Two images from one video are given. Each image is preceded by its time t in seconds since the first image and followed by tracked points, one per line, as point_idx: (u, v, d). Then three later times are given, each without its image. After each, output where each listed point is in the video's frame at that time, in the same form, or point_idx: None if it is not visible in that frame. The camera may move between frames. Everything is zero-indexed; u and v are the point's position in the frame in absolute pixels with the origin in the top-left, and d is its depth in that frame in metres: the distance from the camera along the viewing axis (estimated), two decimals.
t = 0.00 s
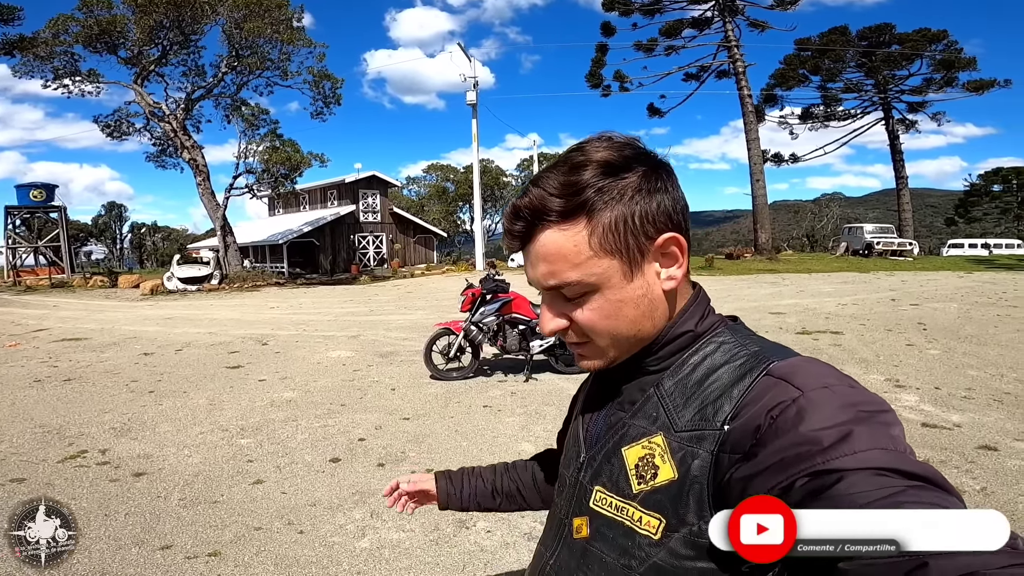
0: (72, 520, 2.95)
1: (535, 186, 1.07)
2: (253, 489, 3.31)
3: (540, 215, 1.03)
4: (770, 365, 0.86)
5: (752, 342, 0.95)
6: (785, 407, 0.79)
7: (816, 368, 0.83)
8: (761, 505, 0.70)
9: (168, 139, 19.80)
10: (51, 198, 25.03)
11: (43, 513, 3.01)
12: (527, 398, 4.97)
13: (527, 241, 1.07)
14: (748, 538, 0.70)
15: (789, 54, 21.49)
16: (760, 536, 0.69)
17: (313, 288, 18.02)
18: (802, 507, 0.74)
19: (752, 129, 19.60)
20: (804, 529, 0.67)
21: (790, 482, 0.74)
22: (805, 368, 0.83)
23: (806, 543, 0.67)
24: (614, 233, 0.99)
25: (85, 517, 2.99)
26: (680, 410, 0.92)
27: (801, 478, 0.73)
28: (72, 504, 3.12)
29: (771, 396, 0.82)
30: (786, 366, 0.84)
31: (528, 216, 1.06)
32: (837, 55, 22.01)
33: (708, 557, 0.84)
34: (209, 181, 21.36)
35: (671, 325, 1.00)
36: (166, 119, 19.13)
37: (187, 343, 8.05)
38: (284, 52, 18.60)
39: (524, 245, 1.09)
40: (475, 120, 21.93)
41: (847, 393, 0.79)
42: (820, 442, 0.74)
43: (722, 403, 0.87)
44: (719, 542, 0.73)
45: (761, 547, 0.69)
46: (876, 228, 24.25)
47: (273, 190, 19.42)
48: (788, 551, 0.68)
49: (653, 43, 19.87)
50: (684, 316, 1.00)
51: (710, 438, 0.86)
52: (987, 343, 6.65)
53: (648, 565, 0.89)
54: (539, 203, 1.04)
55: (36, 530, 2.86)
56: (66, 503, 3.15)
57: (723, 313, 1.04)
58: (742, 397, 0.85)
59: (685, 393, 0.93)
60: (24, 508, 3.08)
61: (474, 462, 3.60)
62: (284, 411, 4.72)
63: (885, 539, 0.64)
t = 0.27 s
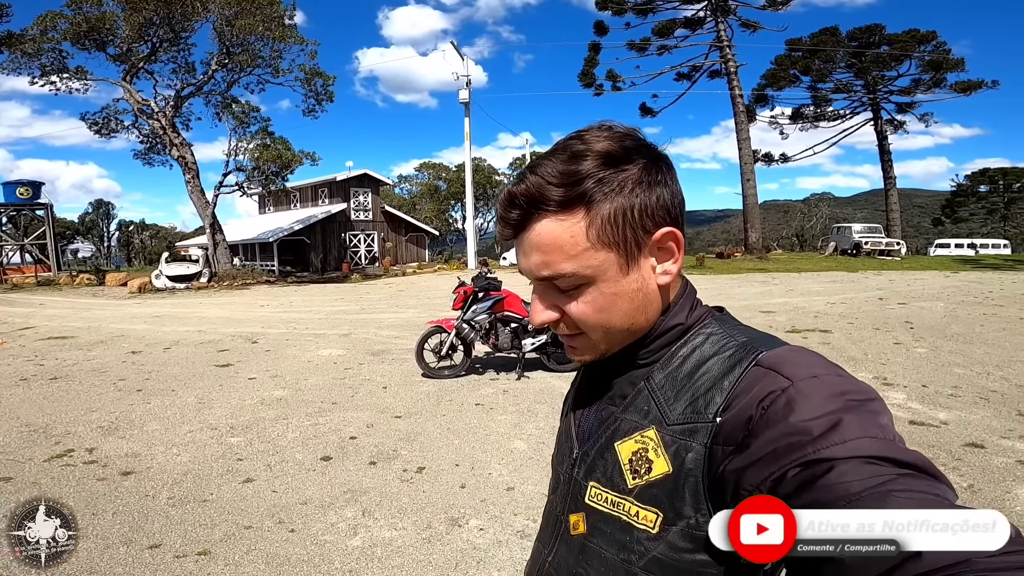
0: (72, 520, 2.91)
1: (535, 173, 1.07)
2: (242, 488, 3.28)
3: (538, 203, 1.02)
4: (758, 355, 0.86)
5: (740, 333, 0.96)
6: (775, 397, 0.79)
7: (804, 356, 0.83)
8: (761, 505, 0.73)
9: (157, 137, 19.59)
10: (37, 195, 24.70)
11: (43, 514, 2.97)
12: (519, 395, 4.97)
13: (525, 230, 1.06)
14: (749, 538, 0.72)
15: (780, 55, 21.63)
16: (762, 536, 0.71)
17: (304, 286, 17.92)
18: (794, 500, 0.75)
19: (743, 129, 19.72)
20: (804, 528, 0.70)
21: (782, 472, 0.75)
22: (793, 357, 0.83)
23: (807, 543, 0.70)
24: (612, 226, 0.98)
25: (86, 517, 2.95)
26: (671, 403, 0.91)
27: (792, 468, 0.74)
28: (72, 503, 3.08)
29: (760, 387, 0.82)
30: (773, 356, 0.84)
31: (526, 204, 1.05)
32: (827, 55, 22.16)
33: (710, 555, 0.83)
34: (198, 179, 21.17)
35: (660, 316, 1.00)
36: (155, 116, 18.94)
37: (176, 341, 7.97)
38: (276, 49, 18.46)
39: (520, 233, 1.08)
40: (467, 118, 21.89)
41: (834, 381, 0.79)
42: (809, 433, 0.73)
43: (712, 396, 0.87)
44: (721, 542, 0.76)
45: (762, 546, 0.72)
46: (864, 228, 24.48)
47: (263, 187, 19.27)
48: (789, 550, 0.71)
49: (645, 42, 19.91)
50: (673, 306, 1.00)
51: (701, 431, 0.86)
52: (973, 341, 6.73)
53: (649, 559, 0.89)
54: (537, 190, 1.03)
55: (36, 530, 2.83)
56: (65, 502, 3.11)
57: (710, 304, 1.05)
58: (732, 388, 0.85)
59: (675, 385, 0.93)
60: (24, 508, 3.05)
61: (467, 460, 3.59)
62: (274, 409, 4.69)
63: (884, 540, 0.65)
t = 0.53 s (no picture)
0: (73, 520, 2.88)
1: (527, 176, 1.07)
2: (234, 487, 3.26)
3: (530, 204, 1.02)
4: (755, 359, 0.86)
5: (738, 335, 0.96)
6: (772, 402, 0.79)
7: (802, 360, 0.84)
8: (759, 506, 0.73)
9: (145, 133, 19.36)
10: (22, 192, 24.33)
11: (43, 513, 2.94)
12: (511, 393, 4.97)
13: (516, 233, 1.06)
14: (748, 539, 0.72)
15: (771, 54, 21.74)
16: (760, 536, 0.71)
17: (294, 283, 17.80)
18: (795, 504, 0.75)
19: (734, 128, 19.82)
20: (802, 528, 0.70)
21: (781, 477, 0.75)
22: (791, 360, 0.83)
23: (805, 543, 0.70)
24: (604, 225, 0.98)
25: (89, 517, 2.92)
26: (670, 406, 0.92)
27: (790, 473, 0.74)
28: (73, 503, 3.04)
29: (757, 391, 0.82)
30: (770, 361, 0.84)
31: (520, 205, 1.05)
32: (818, 55, 22.29)
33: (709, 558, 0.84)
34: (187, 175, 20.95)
35: (657, 318, 1.00)
36: (143, 113, 18.72)
37: (164, 339, 7.89)
38: (266, 46, 18.29)
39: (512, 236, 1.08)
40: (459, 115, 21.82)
41: (833, 385, 0.79)
42: (807, 438, 0.74)
43: (710, 400, 0.87)
44: (721, 543, 0.76)
45: (760, 547, 0.72)
46: (852, 226, 24.71)
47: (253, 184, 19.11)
48: (789, 549, 0.71)
49: (638, 41, 19.92)
50: (668, 309, 1.00)
51: (699, 436, 0.86)
52: (959, 340, 6.82)
53: (649, 563, 0.89)
54: (528, 193, 1.03)
55: (36, 530, 2.80)
56: (64, 502, 3.07)
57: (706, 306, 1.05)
58: (730, 392, 0.85)
59: (671, 389, 0.93)
60: (24, 508, 3.01)
61: (459, 458, 3.59)
62: (265, 408, 4.66)
63: (884, 540, 0.66)
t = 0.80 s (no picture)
0: (73, 520, 2.86)
1: (551, 163, 1.08)
2: (226, 487, 3.23)
3: (553, 192, 1.03)
4: (777, 360, 0.87)
5: (760, 336, 0.96)
6: (793, 403, 0.80)
7: (825, 361, 0.84)
8: (760, 505, 0.74)
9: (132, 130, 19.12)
10: (5, 189, 23.94)
11: (43, 514, 2.91)
12: (504, 391, 4.97)
13: (539, 218, 1.07)
14: (748, 538, 0.74)
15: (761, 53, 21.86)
16: (761, 536, 0.73)
17: (284, 281, 17.68)
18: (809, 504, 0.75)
19: (725, 126, 19.91)
20: (802, 528, 0.71)
21: (800, 478, 0.75)
22: (813, 362, 0.83)
23: (805, 543, 0.71)
24: (627, 210, 0.98)
25: (89, 517, 2.89)
26: (690, 406, 0.92)
27: (810, 475, 0.74)
28: (73, 504, 3.02)
29: (780, 392, 0.82)
30: (793, 362, 0.85)
31: (542, 193, 1.05)
32: (807, 54, 22.45)
33: (718, 554, 0.85)
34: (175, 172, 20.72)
35: (677, 316, 1.00)
36: (129, 110, 18.49)
37: (152, 338, 7.80)
38: (256, 43, 18.12)
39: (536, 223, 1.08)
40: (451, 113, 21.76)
41: (857, 386, 0.79)
42: (828, 440, 0.74)
43: (730, 400, 0.88)
44: (721, 542, 0.78)
45: (761, 546, 0.74)
46: (840, 224, 24.96)
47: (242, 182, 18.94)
48: (789, 549, 0.73)
49: (629, 39, 19.94)
50: (691, 308, 1.00)
51: (718, 435, 0.87)
52: (946, 337, 6.92)
53: (660, 562, 0.90)
54: (554, 178, 1.04)
55: (35, 530, 2.77)
56: (65, 502, 3.05)
57: (729, 306, 1.05)
58: (752, 391, 0.86)
59: (692, 388, 0.94)
60: (24, 508, 2.98)
61: (454, 457, 3.58)
62: (256, 407, 4.63)
63: (885, 540, 0.67)
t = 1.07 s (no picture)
0: (73, 519, 2.86)
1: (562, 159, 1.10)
2: (221, 487, 3.23)
3: (568, 182, 1.04)
4: (775, 365, 0.88)
5: (757, 342, 0.97)
6: (791, 407, 0.81)
7: (820, 367, 0.85)
8: (760, 505, 0.73)
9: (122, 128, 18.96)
10: None
11: (43, 513, 2.91)
12: (499, 390, 4.98)
13: (548, 209, 1.08)
14: (747, 538, 0.73)
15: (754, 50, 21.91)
16: (761, 535, 0.72)
17: (277, 279, 17.61)
18: (806, 505, 0.76)
19: (718, 123, 19.96)
20: (802, 527, 0.70)
21: (795, 482, 0.76)
22: (810, 367, 0.84)
23: (805, 543, 0.70)
24: (637, 210, 1.00)
25: (89, 517, 2.89)
26: (687, 410, 0.93)
27: (806, 478, 0.75)
28: (73, 504, 3.02)
29: (777, 396, 0.83)
30: (791, 366, 0.86)
31: (558, 184, 1.07)
32: (799, 52, 22.53)
33: (713, 555, 0.86)
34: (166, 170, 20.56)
35: (675, 321, 1.01)
36: (119, 108, 18.33)
37: (144, 337, 7.75)
38: (248, 40, 18.00)
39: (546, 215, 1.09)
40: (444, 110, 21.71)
41: (853, 392, 0.80)
42: (824, 443, 0.75)
43: (728, 405, 0.89)
44: (721, 542, 0.76)
45: (760, 546, 0.72)
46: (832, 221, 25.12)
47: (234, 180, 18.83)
48: (789, 551, 0.71)
49: (623, 36, 19.94)
50: (690, 313, 1.01)
51: (715, 440, 0.87)
52: (937, 333, 6.98)
53: (656, 565, 0.91)
54: (568, 171, 1.06)
55: (36, 530, 2.77)
56: (65, 502, 3.04)
57: (727, 312, 1.06)
58: (749, 397, 0.87)
59: (690, 393, 0.94)
60: (24, 508, 2.97)
61: (449, 456, 3.59)
62: (250, 406, 4.61)
63: (884, 539, 0.67)
